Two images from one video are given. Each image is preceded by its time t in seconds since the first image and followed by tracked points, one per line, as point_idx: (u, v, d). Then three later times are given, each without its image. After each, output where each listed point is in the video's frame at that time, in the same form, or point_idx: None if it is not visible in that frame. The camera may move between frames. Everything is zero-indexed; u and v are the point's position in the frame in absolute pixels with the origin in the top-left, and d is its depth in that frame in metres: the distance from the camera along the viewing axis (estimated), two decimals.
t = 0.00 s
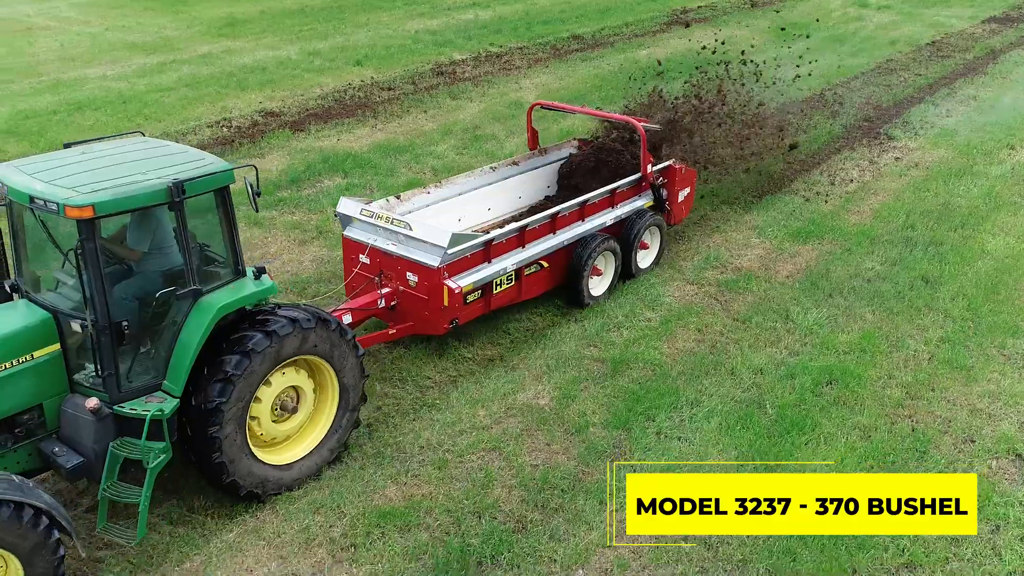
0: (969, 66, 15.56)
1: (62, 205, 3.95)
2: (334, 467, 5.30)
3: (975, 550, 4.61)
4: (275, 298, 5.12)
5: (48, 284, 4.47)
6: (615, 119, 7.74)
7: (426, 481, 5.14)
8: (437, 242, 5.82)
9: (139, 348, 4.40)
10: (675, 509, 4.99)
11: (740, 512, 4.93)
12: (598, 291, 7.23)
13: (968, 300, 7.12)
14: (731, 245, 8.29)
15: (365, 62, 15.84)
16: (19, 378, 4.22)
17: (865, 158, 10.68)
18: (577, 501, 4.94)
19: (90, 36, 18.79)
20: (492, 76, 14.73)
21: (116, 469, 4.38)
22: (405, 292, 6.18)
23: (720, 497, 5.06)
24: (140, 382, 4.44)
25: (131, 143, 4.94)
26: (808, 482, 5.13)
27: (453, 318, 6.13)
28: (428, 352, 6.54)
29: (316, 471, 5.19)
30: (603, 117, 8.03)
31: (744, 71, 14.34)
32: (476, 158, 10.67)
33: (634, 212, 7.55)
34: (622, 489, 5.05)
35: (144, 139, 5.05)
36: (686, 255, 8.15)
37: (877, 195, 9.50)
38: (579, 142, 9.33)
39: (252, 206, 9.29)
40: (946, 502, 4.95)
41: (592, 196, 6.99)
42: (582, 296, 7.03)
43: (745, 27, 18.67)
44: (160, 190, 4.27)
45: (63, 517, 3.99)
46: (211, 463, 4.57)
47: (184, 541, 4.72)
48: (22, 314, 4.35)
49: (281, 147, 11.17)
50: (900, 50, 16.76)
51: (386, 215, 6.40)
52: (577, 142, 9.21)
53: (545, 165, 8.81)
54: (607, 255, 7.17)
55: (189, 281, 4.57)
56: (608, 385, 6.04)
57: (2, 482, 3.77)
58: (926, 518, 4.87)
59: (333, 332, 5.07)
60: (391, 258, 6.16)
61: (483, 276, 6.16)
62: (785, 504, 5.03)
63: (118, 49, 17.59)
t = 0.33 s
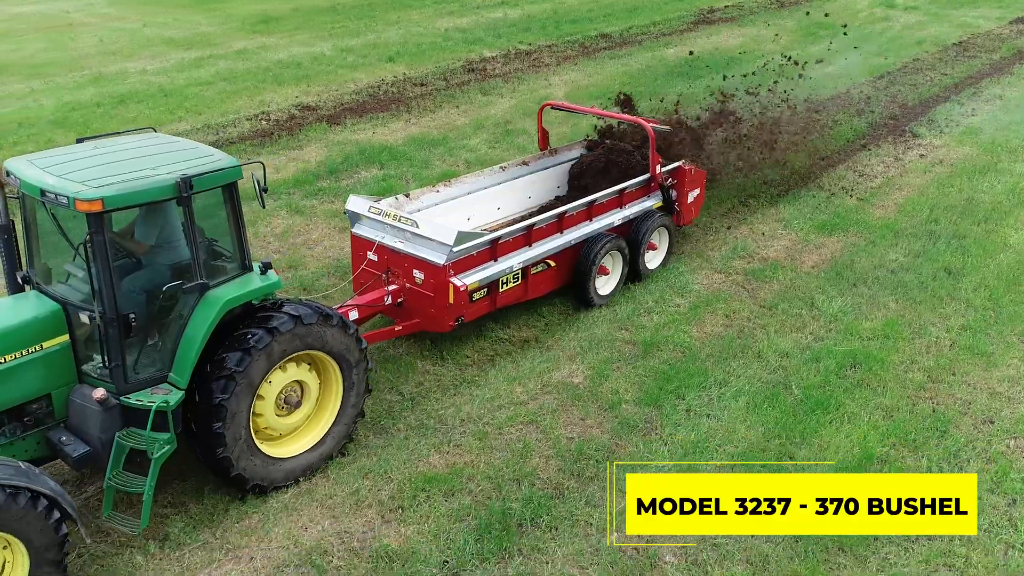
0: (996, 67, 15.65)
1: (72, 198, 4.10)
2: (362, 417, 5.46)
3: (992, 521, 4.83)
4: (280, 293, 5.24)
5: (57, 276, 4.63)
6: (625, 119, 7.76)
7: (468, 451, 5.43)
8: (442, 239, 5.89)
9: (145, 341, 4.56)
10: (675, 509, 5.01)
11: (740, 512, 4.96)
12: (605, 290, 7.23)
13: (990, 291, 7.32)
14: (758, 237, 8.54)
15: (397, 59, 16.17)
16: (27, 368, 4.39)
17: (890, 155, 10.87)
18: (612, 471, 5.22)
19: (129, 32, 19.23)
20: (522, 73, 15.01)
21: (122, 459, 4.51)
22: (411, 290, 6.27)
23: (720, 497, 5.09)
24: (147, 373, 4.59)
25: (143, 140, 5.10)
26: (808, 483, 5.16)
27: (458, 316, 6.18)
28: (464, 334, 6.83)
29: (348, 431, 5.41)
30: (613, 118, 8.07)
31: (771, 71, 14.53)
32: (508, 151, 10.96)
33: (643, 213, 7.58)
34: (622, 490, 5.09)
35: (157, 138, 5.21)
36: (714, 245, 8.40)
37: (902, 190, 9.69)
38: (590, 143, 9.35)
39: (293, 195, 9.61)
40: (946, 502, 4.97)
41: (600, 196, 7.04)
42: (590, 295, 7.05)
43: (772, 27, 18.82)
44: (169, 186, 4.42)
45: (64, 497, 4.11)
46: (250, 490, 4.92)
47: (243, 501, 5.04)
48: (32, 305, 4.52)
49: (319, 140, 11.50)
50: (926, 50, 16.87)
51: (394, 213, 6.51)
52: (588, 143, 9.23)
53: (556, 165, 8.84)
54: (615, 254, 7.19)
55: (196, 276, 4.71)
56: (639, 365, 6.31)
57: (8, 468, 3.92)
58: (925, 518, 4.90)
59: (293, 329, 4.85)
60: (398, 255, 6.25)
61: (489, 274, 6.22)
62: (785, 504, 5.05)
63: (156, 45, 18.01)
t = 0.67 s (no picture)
0: (1010, 65, 15.82)
1: (66, 194, 4.11)
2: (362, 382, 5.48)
3: (999, 492, 5.05)
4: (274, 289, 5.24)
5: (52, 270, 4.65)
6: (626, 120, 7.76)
7: (498, 424, 5.70)
8: (438, 238, 5.92)
9: (139, 336, 4.57)
10: (675, 509, 5.01)
11: (740, 512, 4.96)
12: (601, 290, 7.29)
13: (1000, 279, 7.52)
14: (773, 227, 8.77)
15: (418, 55, 16.46)
16: (23, 361, 4.42)
17: (904, 150, 11.08)
18: (636, 443, 5.47)
19: (153, 29, 19.59)
20: (541, 69, 15.27)
21: (114, 452, 4.57)
22: (408, 287, 6.28)
23: (720, 497, 5.10)
24: (139, 368, 4.61)
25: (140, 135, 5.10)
26: (808, 483, 5.16)
27: (454, 314, 6.20)
28: (490, 317, 7.09)
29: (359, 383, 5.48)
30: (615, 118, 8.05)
31: (786, 69, 14.75)
32: (530, 145, 11.23)
33: (642, 213, 7.58)
34: (623, 490, 5.10)
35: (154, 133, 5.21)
36: (731, 235, 8.65)
37: (915, 183, 9.91)
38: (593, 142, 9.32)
39: (322, 185, 9.92)
40: (946, 502, 4.98)
41: (599, 196, 7.05)
42: (586, 294, 7.08)
43: (788, 25, 19.01)
44: (162, 182, 4.42)
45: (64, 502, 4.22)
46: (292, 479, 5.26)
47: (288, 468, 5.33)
48: (28, 299, 4.55)
49: (344, 133, 11.80)
50: (941, 48, 17.06)
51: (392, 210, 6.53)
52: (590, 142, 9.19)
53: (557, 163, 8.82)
54: (612, 254, 7.22)
55: (189, 272, 4.71)
56: (660, 346, 6.56)
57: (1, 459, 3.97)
58: (925, 518, 4.91)
59: (246, 354, 4.72)
60: (395, 253, 6.26)
61: (484, 276, 6.26)
62: (785, 504, 5.04)
63: (180, 42, 18.35)
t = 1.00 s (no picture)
0: None
1: (55, 187, 4.18)
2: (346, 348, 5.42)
3: (1010, 468, 5.24)
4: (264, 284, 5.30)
5: (42, 265, 4.73)
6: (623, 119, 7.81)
7: (525, 400, 5.94)
8: (430, 234, 6.00)
9: (128, 330, 4.63)
10: (675, 509, 5.00)
11: (740, 512, 4.95)
12: (599, 288, 7.31)
13: (1013, 270, 7.69)
14: (790, 219, 8.97)
15: (439, 52, 16.72)
16: (13, 353, 4.49)
17: (920, 145, 11.25)
18: (658, 419, 5.69)
19: (177, 26, 19.91)
20: (559, 66, 15.50)
21: (102, 445, 4.62)
22: (401, 284, 6.35)
23: (720, 498, 5.10)
24: (129, 361, 4.67)
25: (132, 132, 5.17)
26: (809, 482, 5.16)
27: (447, 311, 6.24)
28: (514, 303, 7.33)
29: (342, 341, 5.39)
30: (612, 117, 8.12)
31: (802, 67, 14.91)
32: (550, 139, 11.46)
33: (639, 212, 7.63)
34: (623, 490, 5.08)
35: (146, 130, 5.28)
36: (748, 226, 8.85)
37: (930, 177, 10.08)
38: (592, 142, 9.39)
39: (348, 176, 10.17)
40: (946, 502, 4.96)
41: (594, 195, 7.10)
42: (583, 293, 7.12)
43: (804, 24, 19.16)
44: (150, 176, 4.48)
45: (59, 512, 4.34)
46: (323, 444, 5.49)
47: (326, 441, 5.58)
48: (18, 293, 4.63)
49: (369, 127, 12.06)
50: (957, 47, 17.18)
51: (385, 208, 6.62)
52: (589, 142, 9.26)
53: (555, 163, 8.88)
54: (608, 253, 7.27)
55: (178, 266, 4.78)
56: (680, 330, 6.78)
57: None
58: (925, 518, 4.89)
59: (214, 381, 4.72)
60: (388, 251, 6.34)
61: (478, 274, 6.29)
62: (785, 504, 5.04)
63: (204, 39, 18.66)
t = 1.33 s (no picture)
0: None
1: (53, 180, 4.18)
2: (322, 325, 5.20)
3: None
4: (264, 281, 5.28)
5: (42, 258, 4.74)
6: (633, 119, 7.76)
7: (560, 381, 6.13)
8: (433, 234, 6.03)
9: (126, 324, 4.63)
10: (675, 509, 4.98)
11: (740, 512, 4.95)
12: (605, 290, 7.31)
13: None
14: (819, 214, 9.09)
15: (469, 49, 16.94)
16: (11, 345, 4.52)
17: (949, 143, 11.32)
18: (689, 401, 5.86)
19: (211, 22, 20.27)
20: (588, 63, 15.67)
21: (98, 439, 4.63)
22: (404, 284, 6.38)
23: (720, 497, 5.07)
24: (126, 355, 4.65)
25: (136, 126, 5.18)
26: (808, 482, 5.16)
27: (450, 311, 6.27)
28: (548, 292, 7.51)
29: (315, 320, 5.16)
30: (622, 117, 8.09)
31: (830, 66, 14.99)
32: (579, 134, 11.63)
33: (648, 213, 7.61)
34: (623, 490, 5.05)
35: (149, 125, 5.29)
36: (777, 219, 8.99)
37: (959, 174, 10.16)
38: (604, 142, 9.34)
39: (384, 167, 10.41)
40: (945, 502, 4.96)
41: (602, 195, 7.09)
42: (587, 294, 7.11)
43: (833, 24, 19.20)
44: (149, 171, 4.48)
45: (54, 508, 4.40)
46: (349, 397, 5.56)
47: (368, 418, 5.80)
48: (19, 285, 4.66)
49: (402, 120, 12.30)
50: (986, 47, 17.17)
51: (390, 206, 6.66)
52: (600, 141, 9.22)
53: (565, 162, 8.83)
54: (614, 254, 7.25)
55: (178, 261, 4.76)
56: (711, 318, 6.94)
57: None
58: (924, 519, 4.89)
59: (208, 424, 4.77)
60: (392, 250, 6.38)
61: (480, 272, 6.30)
62: (785, 504, 5.05)
63: (237, 35, 18.99)
